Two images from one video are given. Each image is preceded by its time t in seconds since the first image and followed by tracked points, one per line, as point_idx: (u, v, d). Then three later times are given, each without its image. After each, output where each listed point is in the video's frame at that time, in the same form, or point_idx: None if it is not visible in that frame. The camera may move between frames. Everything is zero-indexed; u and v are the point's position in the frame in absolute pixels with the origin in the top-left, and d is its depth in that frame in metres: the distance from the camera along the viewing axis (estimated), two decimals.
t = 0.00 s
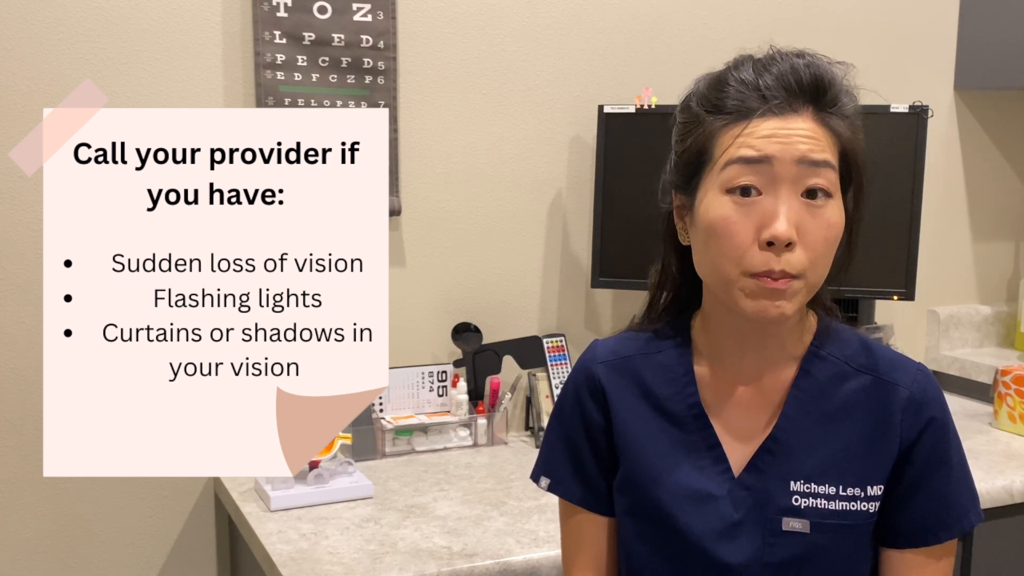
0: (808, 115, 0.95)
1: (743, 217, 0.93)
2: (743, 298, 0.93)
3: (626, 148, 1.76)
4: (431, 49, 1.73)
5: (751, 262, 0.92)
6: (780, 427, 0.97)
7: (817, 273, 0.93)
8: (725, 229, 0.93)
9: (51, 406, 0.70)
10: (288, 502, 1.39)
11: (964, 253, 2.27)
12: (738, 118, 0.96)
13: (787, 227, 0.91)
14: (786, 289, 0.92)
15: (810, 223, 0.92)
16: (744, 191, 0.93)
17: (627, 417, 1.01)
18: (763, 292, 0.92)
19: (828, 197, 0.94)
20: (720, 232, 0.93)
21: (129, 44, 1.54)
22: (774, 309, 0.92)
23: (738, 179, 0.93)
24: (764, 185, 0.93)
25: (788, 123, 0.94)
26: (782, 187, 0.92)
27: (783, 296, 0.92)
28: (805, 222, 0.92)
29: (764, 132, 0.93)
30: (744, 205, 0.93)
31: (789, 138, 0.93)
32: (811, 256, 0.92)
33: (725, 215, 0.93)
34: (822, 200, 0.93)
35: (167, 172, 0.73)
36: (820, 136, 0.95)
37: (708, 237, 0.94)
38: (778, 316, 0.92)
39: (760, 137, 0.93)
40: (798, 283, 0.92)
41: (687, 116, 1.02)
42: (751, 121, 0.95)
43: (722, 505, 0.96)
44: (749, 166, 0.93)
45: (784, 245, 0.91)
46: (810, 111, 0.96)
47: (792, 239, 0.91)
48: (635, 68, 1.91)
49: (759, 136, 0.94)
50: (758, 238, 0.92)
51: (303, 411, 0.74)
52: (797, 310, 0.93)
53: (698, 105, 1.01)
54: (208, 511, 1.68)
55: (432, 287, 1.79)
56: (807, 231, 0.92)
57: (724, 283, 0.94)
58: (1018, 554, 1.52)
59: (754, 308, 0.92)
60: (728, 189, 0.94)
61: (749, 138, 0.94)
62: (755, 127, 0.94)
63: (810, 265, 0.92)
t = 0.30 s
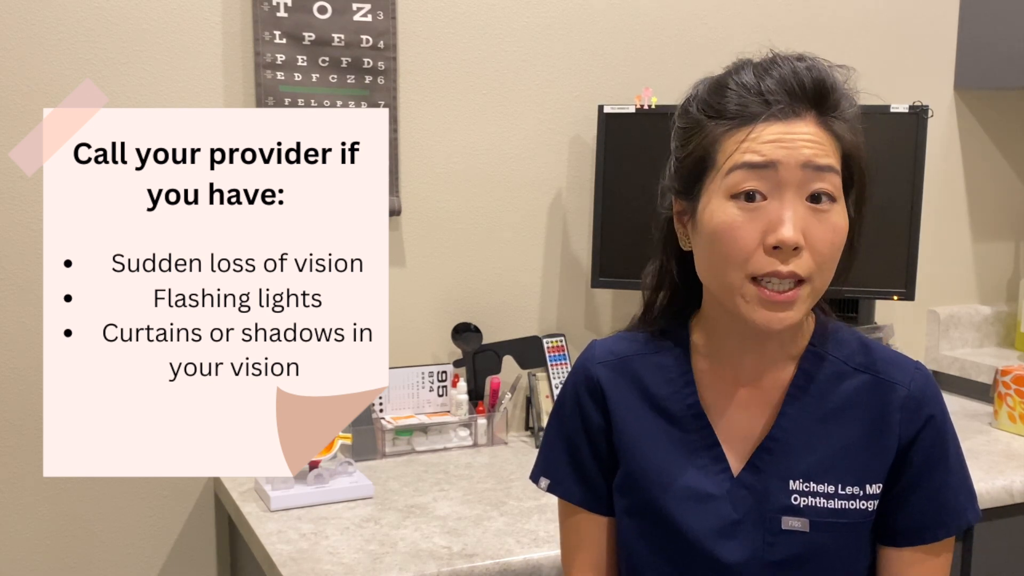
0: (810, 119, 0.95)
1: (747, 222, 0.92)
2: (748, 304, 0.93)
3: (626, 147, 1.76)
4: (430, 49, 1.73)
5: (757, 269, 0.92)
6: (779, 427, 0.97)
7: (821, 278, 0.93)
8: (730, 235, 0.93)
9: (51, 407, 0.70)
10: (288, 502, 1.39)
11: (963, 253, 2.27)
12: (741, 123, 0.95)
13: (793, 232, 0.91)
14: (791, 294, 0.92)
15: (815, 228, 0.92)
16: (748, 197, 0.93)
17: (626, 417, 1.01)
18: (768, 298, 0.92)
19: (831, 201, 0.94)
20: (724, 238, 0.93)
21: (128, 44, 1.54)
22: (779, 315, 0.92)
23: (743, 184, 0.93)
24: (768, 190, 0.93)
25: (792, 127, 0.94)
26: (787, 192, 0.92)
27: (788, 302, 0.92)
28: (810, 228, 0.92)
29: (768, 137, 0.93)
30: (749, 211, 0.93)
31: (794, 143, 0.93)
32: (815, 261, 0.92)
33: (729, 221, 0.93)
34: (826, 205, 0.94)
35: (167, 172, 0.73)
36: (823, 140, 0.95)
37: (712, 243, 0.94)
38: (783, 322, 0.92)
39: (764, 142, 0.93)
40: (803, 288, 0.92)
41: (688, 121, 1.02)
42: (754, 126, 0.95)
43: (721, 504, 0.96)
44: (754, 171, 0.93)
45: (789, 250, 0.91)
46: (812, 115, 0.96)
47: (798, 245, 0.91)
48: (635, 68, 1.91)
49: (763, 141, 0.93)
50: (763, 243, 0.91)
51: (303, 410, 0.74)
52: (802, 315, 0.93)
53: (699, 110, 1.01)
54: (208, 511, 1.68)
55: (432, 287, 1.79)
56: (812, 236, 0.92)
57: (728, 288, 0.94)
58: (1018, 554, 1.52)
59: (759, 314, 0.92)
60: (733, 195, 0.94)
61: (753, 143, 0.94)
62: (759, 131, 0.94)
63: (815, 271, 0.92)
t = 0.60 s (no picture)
0: (808, 118, 0.95)
1: (744, 221, 0.92)
2: (746, 304, 0.93)
3: (626, 147, 1.76)
4: (430, 49, 1.73)
5: (754, 268, 0.92)
6: (780, 428, 0.97)
7: (820, 277, 0.93)
8: (727, 235, 0.93)
9: (51, 407, 0.70)
10: (288, 502, 1.39)
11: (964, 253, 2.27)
12: (738, 123, 0.96)
13: (791, 232, 0.91)
14: (789, 294, 0.92)
15: (813, 227, 0.92)
16: (745, 197, 0.93)
17: (626, 418, 1.01)
18: (767, 297, 0.92)
19: (829, 201, 0.94)
20: (722, 238, 0.93)
21: (129, 44, 1.54)
22: (778, 314, 0.92)
23: (740, 184, 0.93)
24: (765, 190, 0.93)
25: (789, 127, 0.94)
26: (784, 191, 0.93)
27: (786, 301, 0.92)
28: (808, 227, 0.92)
29: (765, 136, 0.94)
30: (746, 210, 0.93)
31: (791, 142, 0.93)
32: (814, 260, 0.92)
33: (726, 221, 0.93)
34: (824, 205, 0.94)
35: (167, 172, 0.73)
36: (821, 139, 0.95)
37: (709, 243, 0.94)
38: (782, 321, 0.92)
39: (761, 141, 0.93)
40: (802, 287, 0.92)
41: (686, 121, 1.02)
42: (751, 125, 0.95)
43: (721, 505, 0.96)
44: (751, 171, 0.93)
45: (787, 249, 0.91)
46: (810, 114, 0.96)
47: (795, 244, 0.91)
48: (635, 68, 1.91)
49: (761, 140, 0.94)
50: (761, 242, 0.91)
51: (302, 411, 0.74)
52: (801, 315, 0.93)
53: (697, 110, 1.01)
54: (208, 511, 1.68)
55: (432, 287, 1.79)
56: (810, 235, 0.92)
57: (726, 288, 0.94)
58: (1018, 554, 1.52)
59: (757, 314, 0.92)
60: (730, 194, 0.94)
61: (750, 143, 0.94)
62: (756, 131, 0.94)
63: (813, 270, 0.92)
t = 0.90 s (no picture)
0: (800, 113, 0.95)
1: (736, 215, 0.93)
2: (740, 298, 0.93)
3: (626, 147, 1.76)
4: (430, 49, 1.73)
5: (747, 261, 0.92)
6: (781, 429, 0.97)
7: (815, 270, 0.93)
8: (719, 229, 0.93)
9: (51, 407, 0.70)
10: (288, 502, 1.39)
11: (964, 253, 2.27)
12: (731, 119, 0.96)
13: (782, 224, 0.90)
14: (782, 286, 0.91)
15: (805, 220, 0.92)
16: (737, 191, 0.93)
17: (628, 417, 1.01)
18: (760, 291, 0.92)
19: (823, 194, 0.94)
20: (714, 232, 0.93)
21: (129, 43, 1.54)
22: (772, 307, 0.92)
23: (731, 178, 0.93)
24: (756, 184, 0.93)
25: (779, 121, 0.94)
26: (775, 184, 0.92)
27: (780, 294, 0.92)
28: (800, 219, 0.92)
29: (755, 130, 0.94)
30: (738, 204, 0.93)
31: (781, 135, 0.93)
32: (807, 253, 0.92)
33: (719, 215, 0.93)
34: (817, 197, 0.93)
35: (167, 172, 0.73)
36: (812, 132, 0.95)
37: (703, 238, 0.94)
38: (777, 314, 0.92)
39: (752, 136, 0.94)
40: (796, 280, 0.92)
41: (681, 119, 1.02)
42: (742, 121, 0.95)
43: (721, 505, 0.96)
44: (742, 165, 0.93)
45: (778, 242, 0.90)
46: (802, 109, 0.96)
47: (787, 236, 0.90)
48: (635, 68, 1.91)
49: (750, 134, 0.94)
50: (753, 235, 0.91)
51: (302, 411, 0.74)
52: (797, 308, 0.93)
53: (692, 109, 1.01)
54: (208, 511, 1.68)
55: (432, 287, 1.79)
56: (802, 228, 0.92)
57: (720, 283, 0.94)
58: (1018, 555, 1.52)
59: (751, 307, 0.92)
60: (722, 189, 0.94)
61: (741, 138, 0.94)
62: (746, 125, 0.94)
63: (807, 262, 0.92)
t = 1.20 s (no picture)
0: (784, 112, 0.95)
1: (725, 217, 0.93)
2: (734, 299, 0.93)
3: (626, 147, 1.76)
4: (429, 49, 1.73)
5: (738, 262, 0.92)
6: (784, 428, 0.97)
7: (807, 267, 0.92)
8: (709, 231, 0.93)
9: (50, 407, 0.70)
10: (288, 502, 1.39)
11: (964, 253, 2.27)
12: (716, 121, 0.96)
13: (770, 223, 0.90)
14: (774, 285, 0.91)
15: (794, 218, 0.92)
16: (725, 193, 0.94)
17: (631, 416, 1.01)
18: (753, 290, 0.92)
19: (812, 190, 0.94)
20: (705, 234, 0.94)
21: (129, 43, 1.54)
22: (766, 306, 0.92)
23: (718, 180, 0.94)
24: (743, 185, 0.93)
25: (762, 121, 0.94)
26: (762, 184, 0.92)
27: (772, 293, 0.91)
28: (789, 218, 0.92)
29: (738, 132, 0.94)
30: (726, 206, 0.93)
31: (764, 135, 0.93)
32: (798, 250, 0.92)
33: (708, 217, 0.94)
34: (805, 194, 0.93)
35: (167, 172, 0.73)
36: (797, 130, 0.94)
37: (696, 242, 0.95)
38: (771, 313, 0.92)
39: (735, 137, 0.94)
40: (787, 278, 0.91)
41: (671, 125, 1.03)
42: (727, 123, 0.95)
43: (724, 505, 0.96)
44: (727, 167, 0.93)
45: (768, 241, 0.90)
46: (786, 108, 0.96)
47: (776, 235, 0.90)
48: (635, 68, 1.91)
49: (734, 135, 0.94)
50: (742, 235, 0.91)
51: (303, 411, 0.74)
52: (792, 306, 0.93)
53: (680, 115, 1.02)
54: (208, 511, 1.68)
55: (432, 287, 1.79)
56: (791, 226, 0.92)
57: (715, 285, 0.94)
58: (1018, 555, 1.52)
59: (745, 308, 0.92)
60: (710, 192, 0.94)
61: (725, 140, 0.94)
62: (729, 127, 0.94)
63: (798, 260, 0.92)
